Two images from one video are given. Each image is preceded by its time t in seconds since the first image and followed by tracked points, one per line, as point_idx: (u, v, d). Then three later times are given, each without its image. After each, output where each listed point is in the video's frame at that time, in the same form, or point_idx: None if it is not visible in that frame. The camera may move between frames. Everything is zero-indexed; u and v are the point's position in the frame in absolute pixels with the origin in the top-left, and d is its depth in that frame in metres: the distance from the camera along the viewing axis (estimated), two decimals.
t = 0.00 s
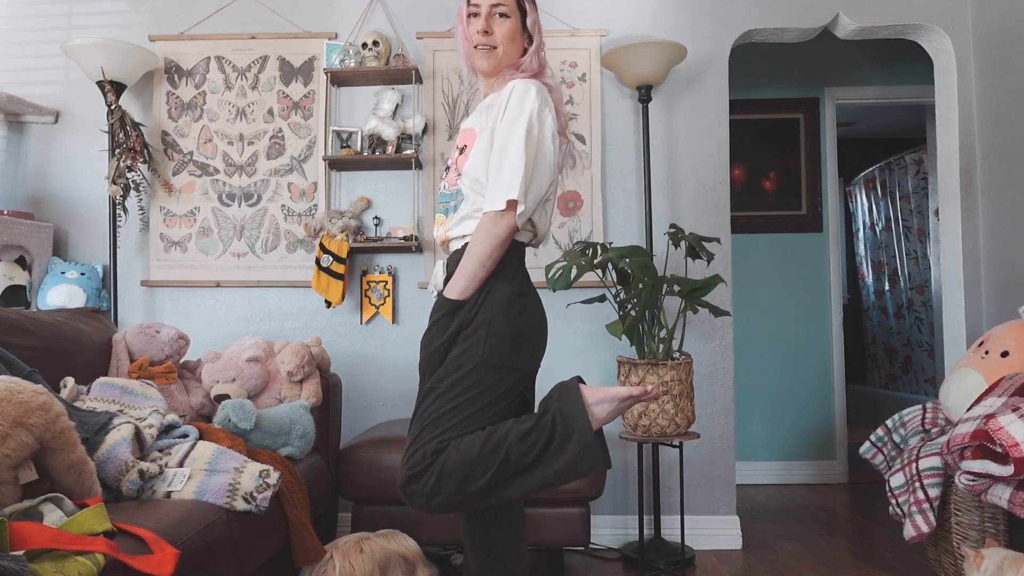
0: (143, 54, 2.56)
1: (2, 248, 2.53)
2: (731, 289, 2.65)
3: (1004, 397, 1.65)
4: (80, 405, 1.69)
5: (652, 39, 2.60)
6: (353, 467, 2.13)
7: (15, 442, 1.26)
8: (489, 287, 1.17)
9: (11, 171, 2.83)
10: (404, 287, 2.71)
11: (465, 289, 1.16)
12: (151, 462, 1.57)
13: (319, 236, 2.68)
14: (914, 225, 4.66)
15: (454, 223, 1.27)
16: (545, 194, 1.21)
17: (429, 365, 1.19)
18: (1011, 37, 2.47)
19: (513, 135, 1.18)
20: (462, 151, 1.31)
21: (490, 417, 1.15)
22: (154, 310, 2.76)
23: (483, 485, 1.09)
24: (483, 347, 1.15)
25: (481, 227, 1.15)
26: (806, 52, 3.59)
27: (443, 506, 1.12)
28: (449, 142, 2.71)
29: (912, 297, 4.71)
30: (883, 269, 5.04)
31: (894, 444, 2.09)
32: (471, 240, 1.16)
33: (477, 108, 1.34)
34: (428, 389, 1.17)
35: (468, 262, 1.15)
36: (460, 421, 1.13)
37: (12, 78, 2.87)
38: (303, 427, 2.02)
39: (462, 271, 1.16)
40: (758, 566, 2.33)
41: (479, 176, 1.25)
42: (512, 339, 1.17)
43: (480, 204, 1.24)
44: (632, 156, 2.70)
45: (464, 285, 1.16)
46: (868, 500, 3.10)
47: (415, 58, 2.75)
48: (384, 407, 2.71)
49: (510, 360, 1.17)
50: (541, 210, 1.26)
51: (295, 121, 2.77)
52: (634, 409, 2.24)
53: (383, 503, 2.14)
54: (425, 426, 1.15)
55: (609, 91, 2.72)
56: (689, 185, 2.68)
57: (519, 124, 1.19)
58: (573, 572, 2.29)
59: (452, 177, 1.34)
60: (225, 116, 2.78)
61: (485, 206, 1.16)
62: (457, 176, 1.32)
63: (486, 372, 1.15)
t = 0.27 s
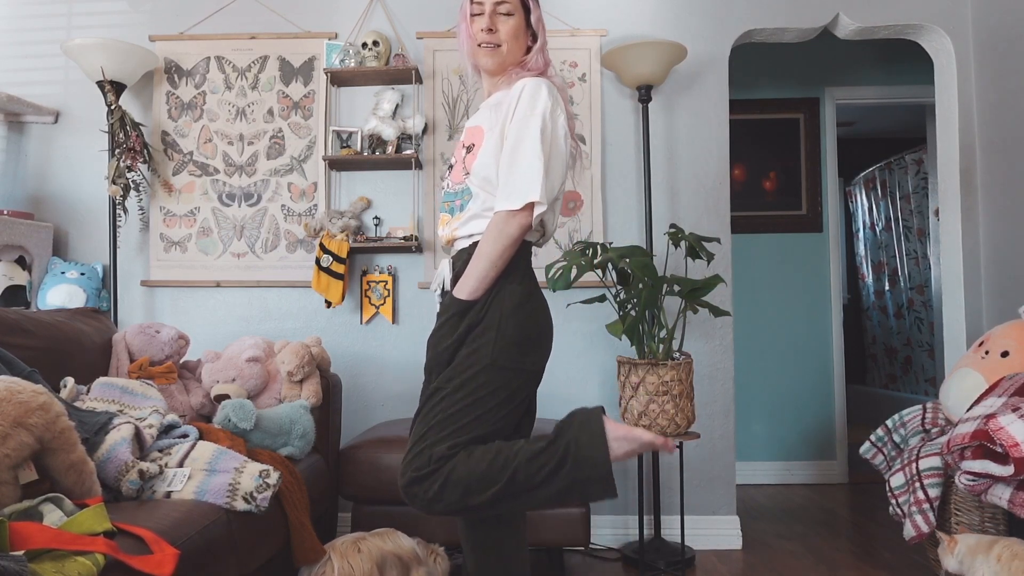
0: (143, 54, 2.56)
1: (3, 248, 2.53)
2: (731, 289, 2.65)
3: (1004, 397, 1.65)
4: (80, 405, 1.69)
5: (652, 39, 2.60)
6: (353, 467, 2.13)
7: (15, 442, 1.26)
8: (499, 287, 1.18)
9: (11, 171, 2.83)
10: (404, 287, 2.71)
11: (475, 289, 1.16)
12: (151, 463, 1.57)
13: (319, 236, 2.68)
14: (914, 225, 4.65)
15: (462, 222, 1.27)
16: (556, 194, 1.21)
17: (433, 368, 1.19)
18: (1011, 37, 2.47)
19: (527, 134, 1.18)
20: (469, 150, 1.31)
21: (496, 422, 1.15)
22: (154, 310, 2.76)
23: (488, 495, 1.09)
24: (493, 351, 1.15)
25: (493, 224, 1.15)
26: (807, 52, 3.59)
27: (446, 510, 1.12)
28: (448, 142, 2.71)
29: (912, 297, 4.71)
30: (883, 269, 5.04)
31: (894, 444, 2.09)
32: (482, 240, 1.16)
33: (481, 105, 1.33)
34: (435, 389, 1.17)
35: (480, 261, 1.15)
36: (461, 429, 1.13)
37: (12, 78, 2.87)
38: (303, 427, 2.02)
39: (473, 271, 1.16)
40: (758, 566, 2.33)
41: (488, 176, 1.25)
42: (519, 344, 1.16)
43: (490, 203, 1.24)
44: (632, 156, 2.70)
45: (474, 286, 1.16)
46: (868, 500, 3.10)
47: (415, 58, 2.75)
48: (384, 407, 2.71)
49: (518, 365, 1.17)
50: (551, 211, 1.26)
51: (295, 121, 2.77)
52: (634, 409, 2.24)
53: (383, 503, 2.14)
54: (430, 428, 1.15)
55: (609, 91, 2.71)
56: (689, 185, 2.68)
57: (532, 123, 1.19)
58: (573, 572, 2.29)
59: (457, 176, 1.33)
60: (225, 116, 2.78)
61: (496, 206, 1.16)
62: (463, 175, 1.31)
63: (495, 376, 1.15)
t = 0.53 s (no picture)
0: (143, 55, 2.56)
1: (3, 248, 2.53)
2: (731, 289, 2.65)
3: (1004, 397, 1.65)
4: (80, 405, 1.69)
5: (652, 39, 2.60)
6: (353, 468, 2.13)
7: (15, 442, 1.26)
8: (528, 285, 1.19)
9: (11, 171, 2.83)
10: (404, 287, 2.71)
11: (503, 286, 1.15)
12: (151, 462, 1.57)
13: (319, 236, 2.68)
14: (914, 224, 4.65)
15: (476, 218, 1.26)
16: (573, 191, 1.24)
17: (467, 373, 1.16)
18: (1011, 37, 2.47)
19: (549, 133, 1.20)
20: (475, 143, 1.29)
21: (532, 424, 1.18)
22: (154, 310, 2.76)
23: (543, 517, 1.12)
24: (528, 350, 1.16)
25: (518, 221, 1.15)
26: (807, 52, 3.59)
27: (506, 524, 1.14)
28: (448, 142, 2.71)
29: (912, 297, 4.71)
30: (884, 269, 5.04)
31: (894, 444, 2.10)
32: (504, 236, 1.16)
33: (481, 98, 1.32)
34: (473, 396, 1.15)
35: (507, 259, 1.14)
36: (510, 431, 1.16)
37: (12, 78, 2.87)
38: (303, 427, 2.02)
39: (499, 266, 1.14)
40: (758, 566, 2.33)
41: (503, 172, 1.25)
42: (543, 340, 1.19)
43: (507, 199, 1.25)
44: (633, 156, 2.70)
45: (502, 282, 1.15)
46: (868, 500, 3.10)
47: (415, 58, 2.75)
48: (384, 407, 2.71)
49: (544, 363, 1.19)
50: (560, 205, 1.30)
51: (295, 121, 2.77)
52: (634, 409, 2.24)
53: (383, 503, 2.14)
54: (475, 440, 1.14)
55: (609, 91, 2.71)
56: (689, 185, 2.68)
57: (554, 120, 1.20)
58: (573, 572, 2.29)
59: (460, 170, 1.31)
60: (225, 116, 2.78)
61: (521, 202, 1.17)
62: (469, 170, 1.29)
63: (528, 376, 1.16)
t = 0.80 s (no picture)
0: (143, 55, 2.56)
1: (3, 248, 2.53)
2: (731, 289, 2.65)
3: (1004, 397, 1.65)
4: (80, 405, 1.69)
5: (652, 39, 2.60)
6: (353, 468, 2.14)
7: (15, 442, 1.26)
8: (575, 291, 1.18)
9: (11, 171, 2.83)
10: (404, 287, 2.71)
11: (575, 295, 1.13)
12: (151, 462, 1.57)
13: (319, 236, 2.68)
14: (914, 225, 4.65)
15: (519, 218, 1.17)
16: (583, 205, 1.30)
17: (555, 391, 1.10)
18: (1011, 37, 2.47)
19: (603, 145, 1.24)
20: (509, 134, 1.19)
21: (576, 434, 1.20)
22: (154, 310, 2.76)
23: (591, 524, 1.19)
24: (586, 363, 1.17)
25: (574, 232, 1.16)
26: (806, 52, 3.59)
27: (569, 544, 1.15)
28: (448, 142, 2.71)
29: (912, 298, 4.71)
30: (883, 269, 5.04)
31: (894, 444, 2.11)
32: (557, 246, 1.14)
33: (498, 87, 1.24)
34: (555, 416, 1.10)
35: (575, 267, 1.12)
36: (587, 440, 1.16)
37: (12, 78, 2.87)
38: (303, 427, 2.02)
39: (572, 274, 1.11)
40: (758, 566, 2.33)
41: (547, 172, 1.20)
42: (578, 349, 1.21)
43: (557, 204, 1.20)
44: (633, 156, 2.69)
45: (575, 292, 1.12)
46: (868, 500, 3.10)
47: (414, 58, 2.75)
48: (384, 407, 2.72)
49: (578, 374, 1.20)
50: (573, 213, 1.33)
51: (295, 121, 2.77)
52: (634, 409, 2.24)
53: (382, 503, 2.14)
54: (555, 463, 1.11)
55: (609, 91, 2.71)
56: (689, 185, 2.68)
57: (605, 133, 1.25)
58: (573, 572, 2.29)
59: (488, 161, 1.19)
60: (226, 116, 2.78)
61: (573, 212, 1.18)
62: (503, 163, 1.19)
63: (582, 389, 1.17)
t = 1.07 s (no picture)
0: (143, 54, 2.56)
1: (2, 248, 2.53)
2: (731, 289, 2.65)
3: (1004, 397, 1.65)
4: (80, 404, 1.69)
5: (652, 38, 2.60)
6: (353, 467, 2.14)
7: (15, 442, 1.26)
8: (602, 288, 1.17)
9: (11, 171, 2.83)
10: (403, 287, 2.71)
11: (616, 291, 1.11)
12: (151, 462, 1.57)
13: (319, 236, 2.68)
14: (914, 225, 4.65)
15: (569, 210, 1.11)
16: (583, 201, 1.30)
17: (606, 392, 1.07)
18: (1011, 37, 2.47)
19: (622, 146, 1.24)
20: (555, 121, 1.12)
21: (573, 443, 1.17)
22: (154, 310, 2.76)
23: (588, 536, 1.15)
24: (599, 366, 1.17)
25: (615, 224, 1.15)
26: (806, 52, 3.59)
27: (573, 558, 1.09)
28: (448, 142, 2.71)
29: (912, 297, 4.71)
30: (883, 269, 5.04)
31: (894, 444, 2.12)
32: (601, 241, 1.13)
33: (531, 65, 1.14)
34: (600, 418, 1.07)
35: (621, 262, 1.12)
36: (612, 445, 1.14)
37: (12, 78, 2.87)
38: (303, 427, 2.02)
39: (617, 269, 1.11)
40: (758, 566, 2.32)
41: (586, 163, 1.15)
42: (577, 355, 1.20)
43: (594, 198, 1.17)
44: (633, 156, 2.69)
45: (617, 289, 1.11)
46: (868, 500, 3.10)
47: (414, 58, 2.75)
48: (384, 407, 2.72)
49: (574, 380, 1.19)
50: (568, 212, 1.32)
51: (295, 121, 2.77)
52: (634, 409, 2.24)
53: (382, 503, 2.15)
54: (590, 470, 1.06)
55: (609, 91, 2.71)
56: (689, 185, 2.68)
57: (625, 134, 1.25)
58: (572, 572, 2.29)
59: (535, 145, 1.10)
60: (225, 116, 2.78)
61: (608, 205, 1.16)
62: (551, 150, 1.11)
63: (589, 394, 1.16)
